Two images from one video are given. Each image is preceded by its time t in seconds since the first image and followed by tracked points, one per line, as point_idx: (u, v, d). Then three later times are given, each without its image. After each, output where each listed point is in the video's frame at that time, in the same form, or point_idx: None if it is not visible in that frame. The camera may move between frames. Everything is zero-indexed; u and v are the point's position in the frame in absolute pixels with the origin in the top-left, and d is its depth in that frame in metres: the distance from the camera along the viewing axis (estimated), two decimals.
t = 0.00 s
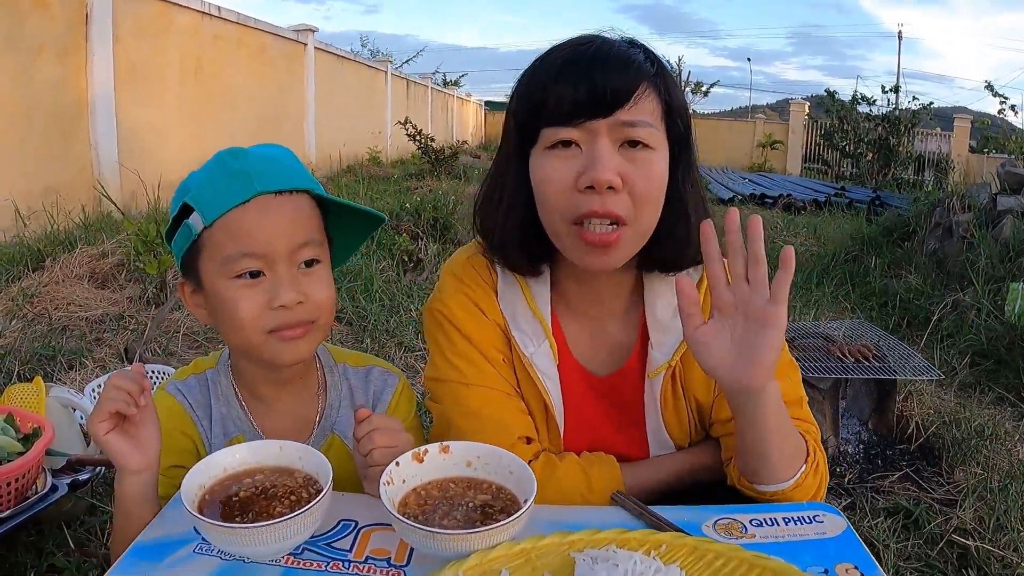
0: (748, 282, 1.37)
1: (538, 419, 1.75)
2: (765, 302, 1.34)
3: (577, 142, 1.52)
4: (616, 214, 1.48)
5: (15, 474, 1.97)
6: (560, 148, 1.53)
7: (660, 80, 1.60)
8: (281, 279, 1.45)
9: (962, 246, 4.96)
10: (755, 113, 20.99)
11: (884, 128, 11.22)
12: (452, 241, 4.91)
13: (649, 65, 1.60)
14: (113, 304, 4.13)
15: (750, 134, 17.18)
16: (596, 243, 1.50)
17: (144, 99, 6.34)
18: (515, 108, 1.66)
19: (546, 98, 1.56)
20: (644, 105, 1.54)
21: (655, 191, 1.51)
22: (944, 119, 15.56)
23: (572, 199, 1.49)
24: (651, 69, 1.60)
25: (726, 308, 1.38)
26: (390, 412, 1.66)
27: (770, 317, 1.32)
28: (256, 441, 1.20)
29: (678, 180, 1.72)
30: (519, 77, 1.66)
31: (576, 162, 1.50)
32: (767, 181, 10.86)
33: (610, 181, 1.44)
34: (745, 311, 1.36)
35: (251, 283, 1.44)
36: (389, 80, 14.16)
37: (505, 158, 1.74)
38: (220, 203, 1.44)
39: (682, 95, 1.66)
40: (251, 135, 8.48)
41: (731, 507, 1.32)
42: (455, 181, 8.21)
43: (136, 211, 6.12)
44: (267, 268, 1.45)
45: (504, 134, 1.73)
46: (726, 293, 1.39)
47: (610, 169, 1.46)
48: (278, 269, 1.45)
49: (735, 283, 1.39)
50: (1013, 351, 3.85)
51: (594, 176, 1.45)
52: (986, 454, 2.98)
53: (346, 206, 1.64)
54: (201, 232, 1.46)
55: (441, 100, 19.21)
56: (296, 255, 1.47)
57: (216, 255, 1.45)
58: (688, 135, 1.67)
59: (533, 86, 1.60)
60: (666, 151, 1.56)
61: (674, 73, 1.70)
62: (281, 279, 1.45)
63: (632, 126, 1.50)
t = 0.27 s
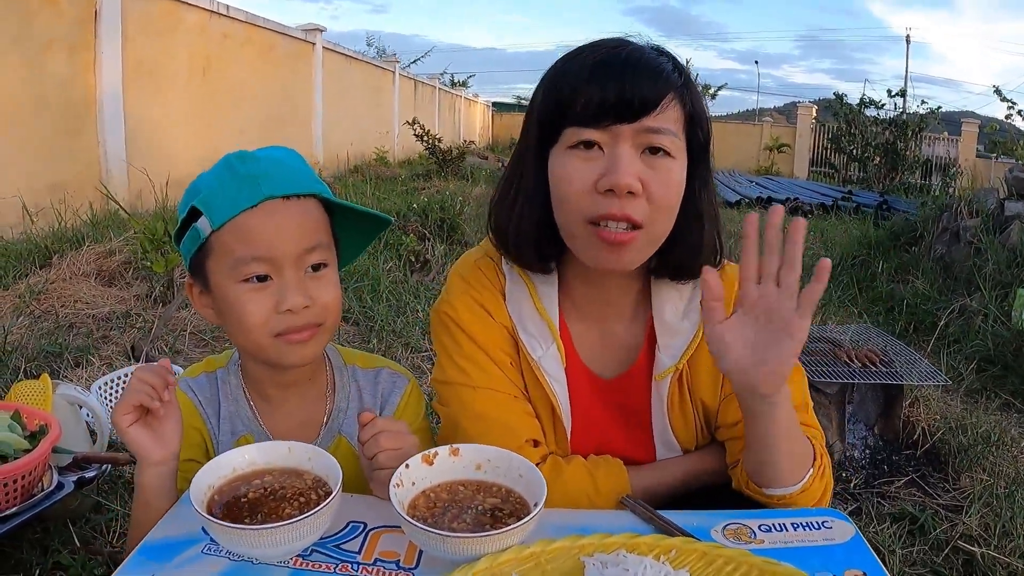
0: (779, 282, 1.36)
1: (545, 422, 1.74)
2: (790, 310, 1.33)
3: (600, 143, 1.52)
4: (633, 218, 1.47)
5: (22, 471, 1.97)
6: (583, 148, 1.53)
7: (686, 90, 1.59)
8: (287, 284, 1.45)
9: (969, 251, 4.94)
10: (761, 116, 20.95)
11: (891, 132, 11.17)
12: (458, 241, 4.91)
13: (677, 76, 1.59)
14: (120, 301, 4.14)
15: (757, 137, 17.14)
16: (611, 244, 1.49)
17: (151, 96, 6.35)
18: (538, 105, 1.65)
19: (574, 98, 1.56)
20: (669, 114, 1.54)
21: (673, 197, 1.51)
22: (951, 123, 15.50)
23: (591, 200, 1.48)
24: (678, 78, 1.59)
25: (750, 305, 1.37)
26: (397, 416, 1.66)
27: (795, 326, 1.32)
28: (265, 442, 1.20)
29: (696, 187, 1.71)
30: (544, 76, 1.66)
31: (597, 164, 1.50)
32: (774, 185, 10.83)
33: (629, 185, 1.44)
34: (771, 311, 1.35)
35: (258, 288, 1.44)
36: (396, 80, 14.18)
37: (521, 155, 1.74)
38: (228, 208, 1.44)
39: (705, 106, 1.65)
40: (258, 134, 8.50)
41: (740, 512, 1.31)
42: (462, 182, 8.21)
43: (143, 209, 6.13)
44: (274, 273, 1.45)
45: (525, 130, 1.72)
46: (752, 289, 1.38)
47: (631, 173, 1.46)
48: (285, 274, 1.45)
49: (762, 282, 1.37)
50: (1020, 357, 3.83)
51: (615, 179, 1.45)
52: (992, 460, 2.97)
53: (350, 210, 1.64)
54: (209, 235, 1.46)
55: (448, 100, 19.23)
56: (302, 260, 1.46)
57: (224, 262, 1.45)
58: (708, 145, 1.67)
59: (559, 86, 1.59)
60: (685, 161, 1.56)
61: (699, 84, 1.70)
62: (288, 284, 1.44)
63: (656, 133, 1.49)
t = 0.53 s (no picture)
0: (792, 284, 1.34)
1: (547, 424, 1.74)
2: (801, 313, 1.31)
3: (595, 142, 1.52)
4: (630, 216, 1.47)
5: (25, 474, 1.97)
6: (578, 147, 1.53)
7: (680, 86, 1.59)
8: (289, 291, 1.44)
9: (971, 250, 4.93)
10: (763, 116, 20.92)
11: (893, 131, 11.14)
12: (460, 243, 4.90)
13: (669, 72, 1.59)
14: (123, 304, 4.15)
15: (758, 136, 17.13)
16: (610, 243, 1.49)
17: (153, 99, 6.36)
18: (533, 107, 1.66)
19: (567, 98, 1.56)
20: (663, 110, 1.53)
21: (670, 194, 1.51)
22: (954, 122, 15.47)
23: (588, 199, 1.48)
24: (671, 75, 1.59)
25: (761, 303, 1.36)
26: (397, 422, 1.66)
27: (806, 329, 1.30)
28: (267, 445, 1.20)
29: (692, 184, 1.71)
30: (538, 78, 1.66)
31: (593, 163, 1.50)
32: (776, 184, 10.83)
33: (626, 184, 1.44)
34: (784, 310, 1.33)
35: (261, 296, 1.44)
36: (398, 82, 14.19)
37: (520, 158, 1.74)
38: (228, 214, 1.44)
39: (699, 102, 1.65)
40: (261, 136, 8.51)
41: (742, 513, 1.31)
42: (464, 183, 8.21)
43: (146, 211, 6.14)
44: (276, 281, 1.44)
45: (521, 136, 1.72)
46: (763, 287, 1.36)
47: (626, 171, 1.46)
48: (287, 282, 1.44)
49: (775, 282, 1.36)
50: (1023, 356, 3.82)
51: (611, 177, 1.45)
52: (995, 460, 2.96)
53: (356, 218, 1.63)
54: (209, 241, 1.47)
55: (450, 101, 19.25)
56: (305, 268, 1.45)
57: (226, 266, 1.45)
58: (704, 142, 1.67)
59: (553, 87, 1.60)
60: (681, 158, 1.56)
61: (693, 81, 1.69)
62: (290, 292, 1.44)
63: (650, 130, 1.49)
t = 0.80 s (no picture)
0: (837, 298, 1.31)
1: (549, 425, 1.75)
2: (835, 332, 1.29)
3: (589, 143, 1.52)
4: (625, 216, 1.47)
5: (27, 477, 1.97)
6: (573, 149, 1.53)
7: (673, 85, 1.59)
8: (297, 293, 1.45)
9: (972, 250, 4.93)
10: (764, 116, 20.91)
11: (893, 131, 11.14)
12: (461, 244, 4.91)
13: (662, 72, 1.59)
14: (125, 306, 4.16)
15: (759, 137, 17.12)
16: (606, 246, 1.50)
17: (154, 100, 6.37)
18: (527, 109, 1.66)
19: (561, 100, 1.56)
20: (656, 109, 1.54)
21: (665, 193, 1.51)
22: (954, 121, 15.46)
23: (583, 199, 1.49)
24: (664, 75, 1.59)
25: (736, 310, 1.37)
26: (406, 425, 1.68)
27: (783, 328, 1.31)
28: (270, 447, 1.21)
29: (689, 184, 1.71)
30: (533, 81, 1.66)
31: (588, 164, 1.51)
32: (777, 184, 10.82)
33: (621, 183, 1.44)
34: (820, 321, 1.31)
35: (265, 296, 1.45)
36: (398, 83, 14.20)
37: (516, 160, 1.74)
38: (241, 214, 1.46)
39: (693, 101, 1.65)
40: (261, 138, 8.52)
41: (744, 514, 1.31)
42: (465, 184, 8.21)
43: (147, 213, 6.15)
44: (284, 282, 1.45)
45: (517, 140, 1.72)
46: (807, 293, 1.34)
47: (621, 170, 1.46)
48: (294, 284, 1.45)
49: (821, 291, 1.33)
50: None
51: (606, 177, 1.45)
52: (997, 460, 2.96)
53: (371, 222, 1.64)
54: (221, 241, 1.48)
55: (450, 102, 19.26)
56: (315, 269, 1.46)
57: (235, 266, 1.46)
58: (698, 141, 1.67)
59: (547, 88, 1.60)
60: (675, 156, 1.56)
61: (685, 80, 1.70)
62: (297, 293, 1.44)
63: (644, 130, 1.50)
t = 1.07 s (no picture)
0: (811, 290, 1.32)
1: (551, 426, 1.75)
2: (819, 321, 1.31)
3: (587, 144, 1.53)
4: (624, 216, 1.48)
5: (30, 478, 1.97)
6: (571, 150, 1.54)
7: (669, 84, 1.60)
8: (326, 295, 1.45)
9: (972, 250, 4.94)
10: (763, 116, 20.92)
11: (893, 131, 11.13)
12: (462, 244, 4.91)
13: (657, 70, 1.60)
14: (126, 307, 4.16)
15: (759, 137, 17.12)
16: (606, 246, 1.50)
17: (155, 101, 6.38)
18: (524, 113, 1.67)
19: (557, 102, 1.57)
20: (653, 109, 1.54)
21: (664, 191, 1.51)
22: (954, 120, 15.46)
23: (582, 200, 1.49)
24: (660, 74, 1.60)
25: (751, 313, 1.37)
26: (419, 426, 1.68)
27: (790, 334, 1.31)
28: (274, 448, 1.21)
29: (687, 182, 1.71)
30: (529, 85, 1.67)
31: (586, 165, 1.51)
32: (777, 184, 10.83)
33: (619, 183, 1.45)
34: (801, 316, 1.33)
35: (296, 294, 1.45)
36: (398, 84, 14.19)
37: (515, 162, 1.75)
38: (277, 211, 1.46)
39: (690, 100, 1.66)
40: (262, 138, 8.52)
41: (746, 514, 1.32)
42: (465, 184, 8.22)
43: (148, 214, 6.15)
44: (314, 282, 1.45)
45: (516, 143, 1.73)
46: (785, 292, 1.36)
47: (619, 170, 1.47)
48: (325, 285, 1.45)
49: (795, 288, 1.35)
50: None
51: (604, 177, 1.46)
52: (997, 460, 2.96)
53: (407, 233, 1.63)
54: (256, 236, 1.48)
55: (450, 102, 19.27)
56: (344, 273, 1.46)
57: (266, 263, 1.47)
58: (696, 139, 1.67)
59: (544, 90, 1.60)
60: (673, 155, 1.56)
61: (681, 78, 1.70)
62: (326, 295, 1.45)
63: (641, 129, 1.50)
